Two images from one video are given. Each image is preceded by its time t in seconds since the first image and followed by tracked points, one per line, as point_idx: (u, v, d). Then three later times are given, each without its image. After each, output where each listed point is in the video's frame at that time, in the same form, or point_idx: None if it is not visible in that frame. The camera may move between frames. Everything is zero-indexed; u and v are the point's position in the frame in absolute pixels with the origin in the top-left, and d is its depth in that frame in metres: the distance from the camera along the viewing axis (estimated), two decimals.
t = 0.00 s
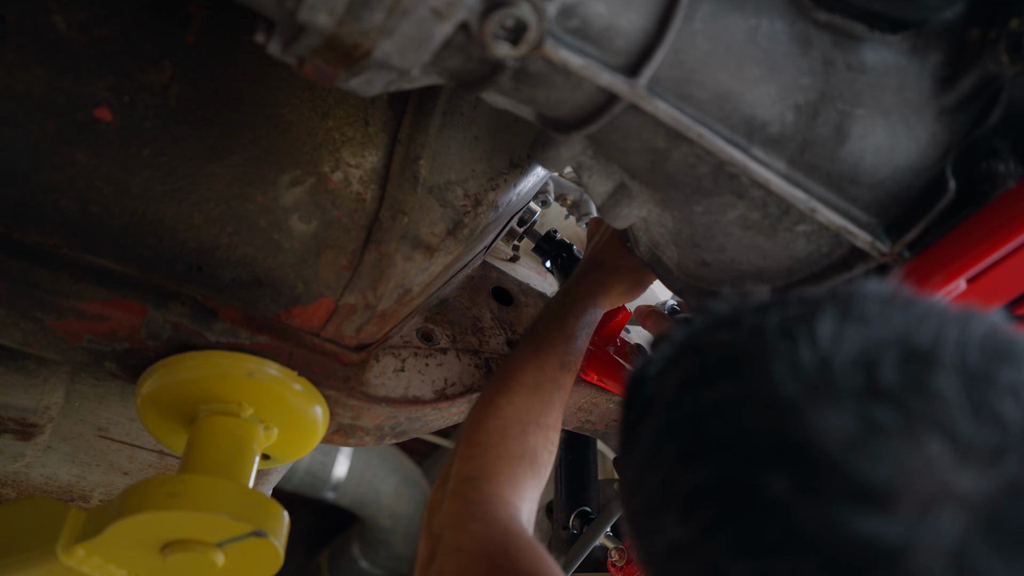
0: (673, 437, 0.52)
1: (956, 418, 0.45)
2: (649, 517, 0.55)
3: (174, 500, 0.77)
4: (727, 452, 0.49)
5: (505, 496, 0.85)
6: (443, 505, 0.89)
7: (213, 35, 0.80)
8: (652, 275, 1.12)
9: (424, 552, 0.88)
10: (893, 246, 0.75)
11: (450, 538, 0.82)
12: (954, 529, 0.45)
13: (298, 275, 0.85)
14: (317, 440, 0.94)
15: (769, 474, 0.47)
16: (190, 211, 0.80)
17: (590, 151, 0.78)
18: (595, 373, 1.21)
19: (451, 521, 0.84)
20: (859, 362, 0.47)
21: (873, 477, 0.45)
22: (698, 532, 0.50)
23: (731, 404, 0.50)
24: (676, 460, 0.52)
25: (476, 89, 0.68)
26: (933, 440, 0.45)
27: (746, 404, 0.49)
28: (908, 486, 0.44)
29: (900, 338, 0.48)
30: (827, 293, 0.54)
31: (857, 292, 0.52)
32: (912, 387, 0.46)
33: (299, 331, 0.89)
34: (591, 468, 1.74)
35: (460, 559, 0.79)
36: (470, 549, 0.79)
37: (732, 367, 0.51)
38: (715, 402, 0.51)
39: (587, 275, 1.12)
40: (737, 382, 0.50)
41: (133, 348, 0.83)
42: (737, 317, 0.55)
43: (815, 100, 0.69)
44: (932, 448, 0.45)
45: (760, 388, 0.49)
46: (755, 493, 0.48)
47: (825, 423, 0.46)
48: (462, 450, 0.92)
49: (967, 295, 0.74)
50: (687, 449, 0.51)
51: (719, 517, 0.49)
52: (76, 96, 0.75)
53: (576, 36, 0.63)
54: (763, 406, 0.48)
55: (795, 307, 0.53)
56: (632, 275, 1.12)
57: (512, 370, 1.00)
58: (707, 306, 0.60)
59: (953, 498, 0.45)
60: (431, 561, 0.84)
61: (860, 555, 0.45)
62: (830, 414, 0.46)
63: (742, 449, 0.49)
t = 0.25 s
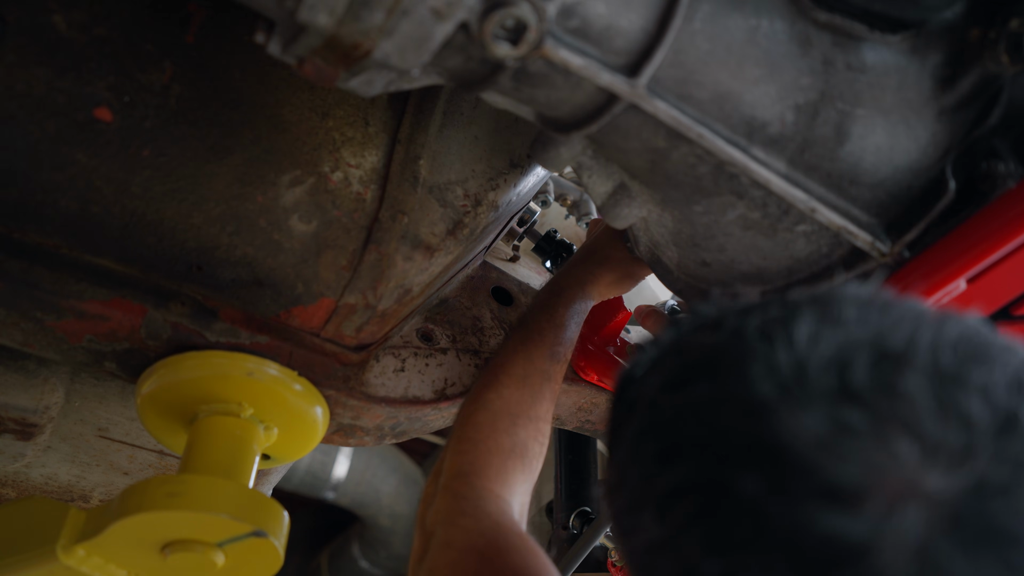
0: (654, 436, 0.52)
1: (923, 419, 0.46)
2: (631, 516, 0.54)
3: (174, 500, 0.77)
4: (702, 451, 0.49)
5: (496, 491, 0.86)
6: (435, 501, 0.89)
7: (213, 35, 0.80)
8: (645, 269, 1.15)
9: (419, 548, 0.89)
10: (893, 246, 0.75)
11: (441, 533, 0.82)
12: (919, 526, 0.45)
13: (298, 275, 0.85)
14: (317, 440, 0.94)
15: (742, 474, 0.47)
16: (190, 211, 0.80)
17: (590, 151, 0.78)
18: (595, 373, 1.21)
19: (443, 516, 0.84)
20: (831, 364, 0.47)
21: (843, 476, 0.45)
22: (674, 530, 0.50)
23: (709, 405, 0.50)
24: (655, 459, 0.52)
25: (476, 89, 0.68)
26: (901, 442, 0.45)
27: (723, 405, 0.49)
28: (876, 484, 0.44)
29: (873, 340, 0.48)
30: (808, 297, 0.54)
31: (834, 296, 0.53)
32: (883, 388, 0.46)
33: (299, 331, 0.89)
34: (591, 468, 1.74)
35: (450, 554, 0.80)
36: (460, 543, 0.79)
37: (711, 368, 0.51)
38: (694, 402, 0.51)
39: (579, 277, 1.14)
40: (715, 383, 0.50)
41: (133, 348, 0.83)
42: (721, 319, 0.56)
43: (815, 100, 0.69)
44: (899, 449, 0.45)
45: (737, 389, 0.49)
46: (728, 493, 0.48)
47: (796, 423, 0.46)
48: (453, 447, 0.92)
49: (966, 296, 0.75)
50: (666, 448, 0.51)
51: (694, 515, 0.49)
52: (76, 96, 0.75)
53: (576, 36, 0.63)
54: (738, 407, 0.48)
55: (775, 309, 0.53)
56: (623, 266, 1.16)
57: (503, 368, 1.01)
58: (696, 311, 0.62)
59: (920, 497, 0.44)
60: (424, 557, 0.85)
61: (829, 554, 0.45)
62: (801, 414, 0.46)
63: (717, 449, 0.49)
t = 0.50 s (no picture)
0: (654, 431, 0.54)
1: (919, 416, 0.46)
2: (633, 510, 0.55)
3: (174, 500, 0.77)
4: (700, 447, 0.51)
5: (498, 486, 0.85)
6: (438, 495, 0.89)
7: (213, 35, 0.80)
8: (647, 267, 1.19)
9: (420, 542, 0.88)
10: (893, 246, 0.75)
11: (443, 527, 0.82)
12: (911, 522, 0.46)
13: (297, 275, 0.85)
14: (317, 440, 0.94)
15: (739, 470, 0.48)
16: (190, 211, 0.80)
17: (589, 151, 0.78)
18: (595, 373, 1.21)
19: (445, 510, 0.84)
20: (828, 363, 0.48)
21: (838, 472, 0.46)
22: (672, 523, 0.52)
23: (707, 402, 0.51)
24: (654, 454, 0.53)
25: (476, 89, 0.68)
26: (896, 441, 0.46)
27: (720, 402, 0.50)
28: (869, 481, 0.45)
29: (870, 339, 0.49)
30: (807, 296, 0.55)
31: (831, 296, 0.54)
32: (879, 386, 0.47)
33: (299, 331, 0.89)
34: (591, 468, 1.74)
35: (452, 548, 0.80)
36: (463, 537, 0.79)
37: (710, 365, 0.53)
38: (692, 399, 0.52)
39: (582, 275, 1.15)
40: (712, 380, 0.52)
41: (133, 348, 0.83)
42: (721, 318, 0.57)
43: (815, 100, 0.69)
44: (894, 447, 0.46)
45: (734, 387, 0.50)
46: (724, 488, 0.49)
47: (792, 421, 0.47)
48: (454, 442, 0.92)
49: (966, 295, 0.75)
50: (665, 444, 0.53)
51: (692, 510, 0.50)
52: (76, 96, 0.75)
53: (576, 36, 0.63)
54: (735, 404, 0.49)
55: (774, 309, 0.54)
56: (625, 265, 1.17)
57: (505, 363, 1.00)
58: (698, 309, 0.63)
59: (912, 494, 0.45)
60: (425, 551, 0.85)
61: (823, 549, 0.46)
62: (797, 412, 0.47)
63: (714, 446, 0.50)
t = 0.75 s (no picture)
0: (651, 417, 0.56)
1: (911, 402, 0.47)
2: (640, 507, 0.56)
3: (174, 500, 0.77)
4: (695, 430, 0.52)
5: (498, 469, 0.86)
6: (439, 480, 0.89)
7: (213, 35, 0.80)
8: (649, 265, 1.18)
9: (420, 528, 0.89)
10: (893, 246, 0.75)
11: (445, 510, 0.83)
12: (901, 502, 0.46)
13: (297, 275, 0.85)
14: (317, 440, 0.94)
15: (733, 452, 0.50)
16: (190, 211, 0.80)
17: (589, 151, 0.78)
18: (596, 373, 1.21)
19: (446, 494, 0.85)
20: (824, 350, 0.50)
21: (830, 453, 0.47)
22: (667, 504, 0.53)
23: (704, 387, 0.53)
24: (651, 438, 0.55)
25: (476, 89, 0.68)
26: (889, 425, 0.47)
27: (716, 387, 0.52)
28: (861, 463, 0.46)
29: (865, 329, 0.51)
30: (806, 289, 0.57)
31: (830, 290, 0.55)
32: (874, 373, 0.48)
33: (299, 331, 0.89)
34: (591, 468, 1.74)
35: (452, 529, 0.80)
36: (463, 519, 0.80)
37: (708, 354, 0.54)
38: (690, 386, 0.54)
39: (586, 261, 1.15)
40: (709, 368, 0.53)
41: (133, 348, 0.83)
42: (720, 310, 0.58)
43: (815, 100, 0.69)
44: (886, 432, 0.47)
45: (732, 374, 0.51)
46: (717, 470, 0.50)
47: (787, 404, 0.48)
48: (455, 426, 0.92)
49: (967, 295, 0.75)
50: (662, 428, 0.54)
51: (686, 491, 0.52)
52: (76, 96, 0.75)
53: (576, 36, 0.63)
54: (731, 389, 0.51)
55: (773, 300, 0.56)
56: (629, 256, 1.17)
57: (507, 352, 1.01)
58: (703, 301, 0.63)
59: (902, 476, 0.46)
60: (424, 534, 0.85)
61: (813, 528, 0.47)
62: (791, 396, 0.48)
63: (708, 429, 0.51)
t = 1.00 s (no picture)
0: (630, 405, 0.57)
1: (877, 389, 0.48)
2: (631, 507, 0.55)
3: (174, 500, 0.77)
4: (669, 417, 0.53)
5: (490, 465, 0.86)
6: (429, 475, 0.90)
7: (213, 35, 0.80)
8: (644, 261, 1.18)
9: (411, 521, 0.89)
10: (893, 246, 0.75)
11: (435, 505, 0.83)
12: (863, 487, 0.47)
13: (298, 275, 0.85)
14: (317, 440, 0.94)
15: (702, 438, 0.51)
16: (190, 211, 0.80)
17: (590, 151, 0.78)
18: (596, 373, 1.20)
19: (436, 489, 0.85)
20: (794, 339, 0.50)
21: (795, 439, 0.47)
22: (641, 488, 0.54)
23: (680, 377, 0.53)
24: (628, 425, 0.56)
25: (476, 89, 0.68)
26: (854, 413, 0.48)
27: (690, 375, 0.53)
28: (825, 449, 0.47)
29: (837, 318, 0.51)
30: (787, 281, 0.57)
31: (808, 281, 0.55)
32: (842, 360, 0.49)
33: (299, 331, 0.89)
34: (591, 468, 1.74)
35: (444, 524, 0.80)
36: (453, 515, 0.80)
37: (686, 344, 0.55)
38: (666, 375, 0.54)
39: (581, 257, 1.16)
40: (685, 357, 0.54)
41: (133, 348, 0.83)
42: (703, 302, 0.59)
43: (815, 100, 0.69)
44: (851, 419, 0.47)
45: (706, 363, 0.52)
46: (687, 455, 0.51)
47: (754, 391, 0.49)
48: (450, 422, 0.93)
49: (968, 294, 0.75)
50: (640, 416, 0.55)
51: (658, 475, 0.53)
52: (76, 96, 0.75)
53: (576, 36, 0.63)
54: (704, 377, 0.52)
55: (754, 291, 0.56)
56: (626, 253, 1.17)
57: (497, 347, 1.01)
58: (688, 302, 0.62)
59: (866, 461, 0.47)
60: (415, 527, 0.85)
61: (777, 510, 0.48)
62: (760, 384, 0.49)
63: (682, 416, 0.52)
